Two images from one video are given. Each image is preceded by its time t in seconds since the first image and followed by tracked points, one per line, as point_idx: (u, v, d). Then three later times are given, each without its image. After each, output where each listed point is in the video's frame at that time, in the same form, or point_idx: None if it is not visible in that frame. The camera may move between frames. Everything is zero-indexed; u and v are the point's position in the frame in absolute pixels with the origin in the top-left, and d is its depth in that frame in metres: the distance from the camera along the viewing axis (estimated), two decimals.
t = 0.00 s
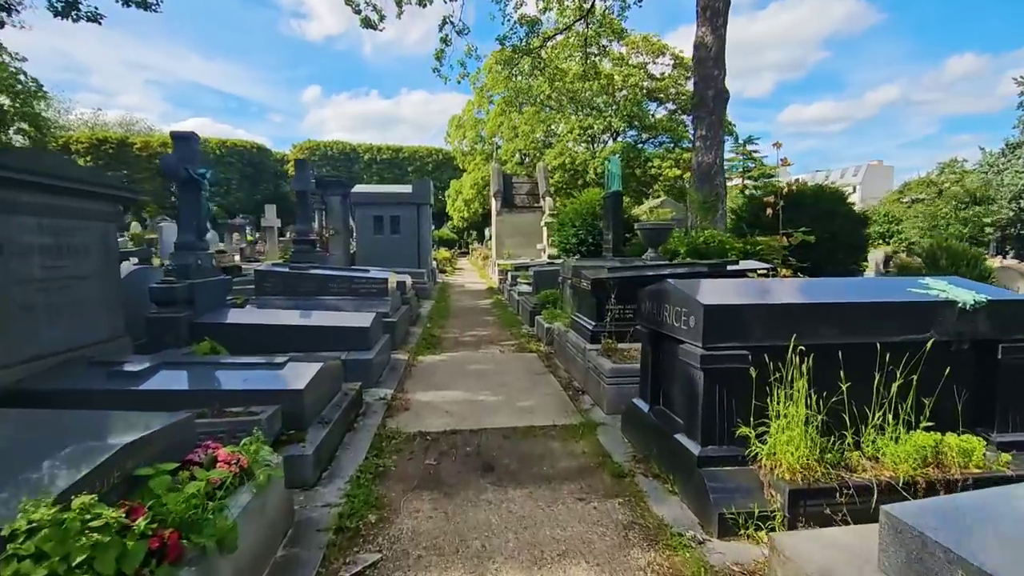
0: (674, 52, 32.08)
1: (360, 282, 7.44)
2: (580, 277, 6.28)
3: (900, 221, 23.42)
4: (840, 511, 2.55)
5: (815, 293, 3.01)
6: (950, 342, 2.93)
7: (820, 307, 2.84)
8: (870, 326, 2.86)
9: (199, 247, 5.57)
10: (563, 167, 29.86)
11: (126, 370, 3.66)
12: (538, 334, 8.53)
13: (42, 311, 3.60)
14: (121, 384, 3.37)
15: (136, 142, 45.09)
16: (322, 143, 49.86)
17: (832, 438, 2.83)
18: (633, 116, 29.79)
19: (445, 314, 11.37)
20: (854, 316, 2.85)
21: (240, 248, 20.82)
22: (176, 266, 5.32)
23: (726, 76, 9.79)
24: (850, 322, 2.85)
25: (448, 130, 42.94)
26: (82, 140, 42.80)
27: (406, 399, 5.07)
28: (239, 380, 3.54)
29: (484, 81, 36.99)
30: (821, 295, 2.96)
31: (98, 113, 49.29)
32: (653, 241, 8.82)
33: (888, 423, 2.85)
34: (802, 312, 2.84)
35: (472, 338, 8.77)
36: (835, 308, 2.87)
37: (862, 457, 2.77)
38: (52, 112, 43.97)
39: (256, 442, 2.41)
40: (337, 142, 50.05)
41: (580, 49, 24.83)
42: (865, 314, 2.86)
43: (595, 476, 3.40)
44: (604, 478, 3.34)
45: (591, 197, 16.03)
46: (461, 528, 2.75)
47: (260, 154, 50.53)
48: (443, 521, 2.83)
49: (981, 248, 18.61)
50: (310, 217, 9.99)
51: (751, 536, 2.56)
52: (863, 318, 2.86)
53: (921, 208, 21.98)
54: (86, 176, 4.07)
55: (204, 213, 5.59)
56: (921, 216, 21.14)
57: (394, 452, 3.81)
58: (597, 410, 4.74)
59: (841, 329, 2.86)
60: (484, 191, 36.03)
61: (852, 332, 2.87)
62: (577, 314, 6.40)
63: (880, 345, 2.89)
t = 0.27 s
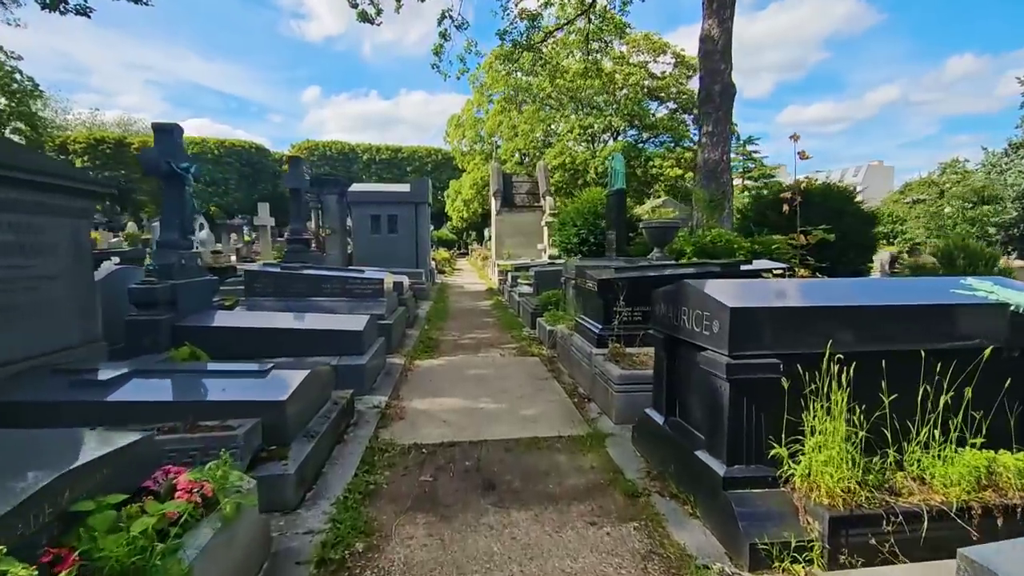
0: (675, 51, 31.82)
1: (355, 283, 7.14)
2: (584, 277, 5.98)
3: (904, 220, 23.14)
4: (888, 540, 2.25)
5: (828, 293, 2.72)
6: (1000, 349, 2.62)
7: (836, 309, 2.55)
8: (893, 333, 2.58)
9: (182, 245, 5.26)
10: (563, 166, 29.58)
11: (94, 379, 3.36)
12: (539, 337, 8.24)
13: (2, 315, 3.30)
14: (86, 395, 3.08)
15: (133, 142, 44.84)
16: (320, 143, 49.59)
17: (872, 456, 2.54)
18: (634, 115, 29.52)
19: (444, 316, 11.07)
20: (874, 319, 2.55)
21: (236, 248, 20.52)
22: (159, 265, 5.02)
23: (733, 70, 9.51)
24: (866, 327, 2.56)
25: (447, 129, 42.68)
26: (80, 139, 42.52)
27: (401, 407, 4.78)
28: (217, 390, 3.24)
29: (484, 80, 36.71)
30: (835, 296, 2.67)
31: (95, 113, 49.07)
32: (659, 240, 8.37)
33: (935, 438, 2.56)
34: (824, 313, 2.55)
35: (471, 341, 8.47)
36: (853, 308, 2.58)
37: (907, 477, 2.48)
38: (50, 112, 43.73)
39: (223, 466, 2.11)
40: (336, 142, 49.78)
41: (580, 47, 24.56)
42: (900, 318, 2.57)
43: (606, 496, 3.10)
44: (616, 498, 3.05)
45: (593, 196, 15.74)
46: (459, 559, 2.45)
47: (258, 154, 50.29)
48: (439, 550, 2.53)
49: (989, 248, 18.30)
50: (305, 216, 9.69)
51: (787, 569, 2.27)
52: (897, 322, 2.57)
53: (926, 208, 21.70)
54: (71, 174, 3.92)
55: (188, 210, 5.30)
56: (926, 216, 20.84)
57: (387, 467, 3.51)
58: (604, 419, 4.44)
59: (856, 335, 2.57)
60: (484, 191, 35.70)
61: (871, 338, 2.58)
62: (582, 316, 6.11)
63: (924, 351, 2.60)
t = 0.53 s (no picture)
0: (676, 50, 31.54)
1: (348, 286, 6.84)
2: (588, 282, 5.68)
3: (909, 220, 22.86)
4: None
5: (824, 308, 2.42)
6: None
7: (861, 321, 2.23)
8: (923, 336, 2.24)
9: (162, 247, 4.96)
10: (564, 166, 29.27)
11: (53, 397, 3.05)
12: (541, 342, 7.93)
13: None
14: (39, 416, 2.77)
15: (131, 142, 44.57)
16: (319, 143, 49.31)
17: (924, 491, 2.22)
18: (635, 114, 29.24)
19: (442, 319, 10.76)
20: (908, 332, 2.23)
21: (233, 249, 20.24)
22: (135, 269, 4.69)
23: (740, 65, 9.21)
24: (879, 330, 2.23)
25: (447, 129, 42.38)
26: (77, 139, 42.20)
27: (395, 421, 4.46)
28: (187, 409, 2.94)
29: (483, 79, 36.40)
30: (856, 308, 2.37)
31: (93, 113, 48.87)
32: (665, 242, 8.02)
33: (995, 471, 2.24)
34: (855, 325, 2.22)
35: (470, 346, 8.17)
36: (857, 317, 2.27)
37: (966, 517, 2.16)
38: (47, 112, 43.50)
39: (177, 511, 1.80)
40: (335, 142, 49.51)
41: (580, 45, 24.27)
42: (946, 330, 2.25)
43: (618, 528, 2.79)
44: (630, 531, 2.74)
45: (595, 196, 15.43)
46: None
47: (257, 154, 50.03)
48: None
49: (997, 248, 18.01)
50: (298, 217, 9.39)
51: None
52: (946, 337, 2.26)
53: (931, 208, 21.40)
54: (57, 175, 3.87)
55: (168, 209, 4.99)
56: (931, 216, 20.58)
57: (376, 492, 3.20)
58: (612, 434, 4.14)
59: (869, 339, 2.23)
60: (483, 191, 35.42)
61: (892, 345, 2.24)
62: (586, 322, 5.80)
63: (982, 370, 2.30)
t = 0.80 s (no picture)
0: (677, 49, 31.27)
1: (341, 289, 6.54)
2: (593, 284, 5.38)
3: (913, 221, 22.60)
4: None
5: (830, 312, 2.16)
6: None
7: (918, 332, 1.97)
8: (969, 343, 1.97)
9: (141, 248, 4.67)
10: (564, 166, 28.97)
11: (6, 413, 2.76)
12: (543, 347, 7.62)
13: None
14: None
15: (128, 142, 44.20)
16: (317, 143, 48.99)
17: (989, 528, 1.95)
18: (635, 113, 28.95)
19: (440, 321, 10.45)
20: (969, 345, 1.98)
21: (228, 250, 19.91)
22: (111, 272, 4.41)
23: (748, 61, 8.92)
24: (896, 331, 1.96)
25: (446, 129, 42.08)
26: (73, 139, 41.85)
27: (389, 434, 4.17)
28: (153, 429, 2.65)
29: (482, 78, 36.11)
30: (908, 317, 2.10)
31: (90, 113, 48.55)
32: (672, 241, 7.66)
33: None
34: (900, 335, 1.95)
35: (469, 350, 7.86)
36: (912, 326, 2.00)
37: None
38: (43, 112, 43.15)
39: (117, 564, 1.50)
40: (333, 142, 49.20)
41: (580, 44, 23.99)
42: (1005, 341, 1.99)
43: (634, 560, 2.51)
44: (648, 565, 2.45)
45: (596, 196, 15.14)
46: None
47: (255, 154, 49.69)
48: None
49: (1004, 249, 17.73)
50: (292, 216, 9.09)
51: None
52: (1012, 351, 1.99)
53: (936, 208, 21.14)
54: (22, 171, 3.58)
55: (147, 208, 4.70)
56: (937, 216, 20.30)
57: (366, 517, 2.91)
58: (622, 448, 3.86)
59: (925, 353, 1.97)
60: (482, 191, 35.11)
61: (916, 347, 1.97)
62: (592, 326, 5.52)
63: None
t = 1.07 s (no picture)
0: (677, 48, 31.03)
1: (333, 291, 6.23)
2: (598, 286, 5.09)
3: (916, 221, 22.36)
4: None
5: (852, 319, 1.91)
6: None
7: (992, 347, 1.70)
8: None
9: (117, 248, 4.37)
10: (563, 165, 28.69)
11: None
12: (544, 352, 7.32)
13: None
14: None
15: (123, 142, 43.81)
16: (314, 143, 48.66)
17: None
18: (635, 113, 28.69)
19: (438, 324, 10.14)
20: None
21: (222, 250, 19.58)
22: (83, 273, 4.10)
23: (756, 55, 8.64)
24: (968, 345, 1.69)
25: (444, 129, 41.79)
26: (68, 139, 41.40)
27: (382, 448, 3.87)
28: (111, 452, 2.34)
29: (481, 77, 35.81)
30: (974, 330, 1.84)
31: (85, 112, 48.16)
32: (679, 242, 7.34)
33: None
34: (974, 351, 1.67)
35: (468, 354, 7.55)
36: (983, 340, 1.74)
37: None
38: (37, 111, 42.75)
39: None
40: (330, 142, 48.87)
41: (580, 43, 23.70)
42: None
43: None
44: None
45: (597, 195, 14.86)
46: None
47: (251, 154, 49.33)
48: None
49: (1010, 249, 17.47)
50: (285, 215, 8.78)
51: None
52: None
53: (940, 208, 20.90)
54: None
55: (124, 205, 4.40)
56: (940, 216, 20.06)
57: (354, 547, 2.60)
58: (634, 464, 3.57)
59: (1000, 371, 1.70)
60: (480, 191, 34.80)
61: (991, 364, 1.70)
62: (597, 331, 5.23)
63: None
